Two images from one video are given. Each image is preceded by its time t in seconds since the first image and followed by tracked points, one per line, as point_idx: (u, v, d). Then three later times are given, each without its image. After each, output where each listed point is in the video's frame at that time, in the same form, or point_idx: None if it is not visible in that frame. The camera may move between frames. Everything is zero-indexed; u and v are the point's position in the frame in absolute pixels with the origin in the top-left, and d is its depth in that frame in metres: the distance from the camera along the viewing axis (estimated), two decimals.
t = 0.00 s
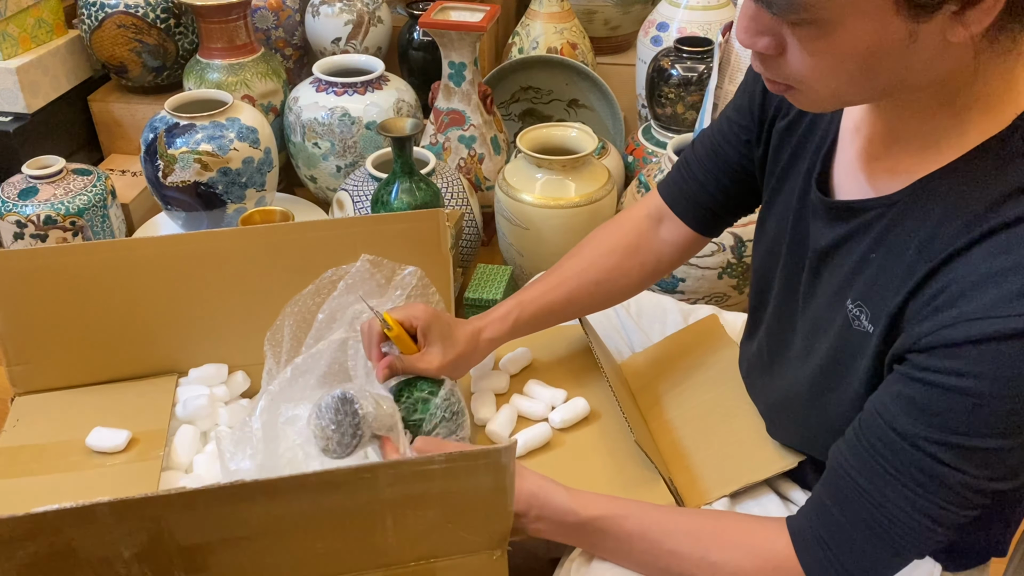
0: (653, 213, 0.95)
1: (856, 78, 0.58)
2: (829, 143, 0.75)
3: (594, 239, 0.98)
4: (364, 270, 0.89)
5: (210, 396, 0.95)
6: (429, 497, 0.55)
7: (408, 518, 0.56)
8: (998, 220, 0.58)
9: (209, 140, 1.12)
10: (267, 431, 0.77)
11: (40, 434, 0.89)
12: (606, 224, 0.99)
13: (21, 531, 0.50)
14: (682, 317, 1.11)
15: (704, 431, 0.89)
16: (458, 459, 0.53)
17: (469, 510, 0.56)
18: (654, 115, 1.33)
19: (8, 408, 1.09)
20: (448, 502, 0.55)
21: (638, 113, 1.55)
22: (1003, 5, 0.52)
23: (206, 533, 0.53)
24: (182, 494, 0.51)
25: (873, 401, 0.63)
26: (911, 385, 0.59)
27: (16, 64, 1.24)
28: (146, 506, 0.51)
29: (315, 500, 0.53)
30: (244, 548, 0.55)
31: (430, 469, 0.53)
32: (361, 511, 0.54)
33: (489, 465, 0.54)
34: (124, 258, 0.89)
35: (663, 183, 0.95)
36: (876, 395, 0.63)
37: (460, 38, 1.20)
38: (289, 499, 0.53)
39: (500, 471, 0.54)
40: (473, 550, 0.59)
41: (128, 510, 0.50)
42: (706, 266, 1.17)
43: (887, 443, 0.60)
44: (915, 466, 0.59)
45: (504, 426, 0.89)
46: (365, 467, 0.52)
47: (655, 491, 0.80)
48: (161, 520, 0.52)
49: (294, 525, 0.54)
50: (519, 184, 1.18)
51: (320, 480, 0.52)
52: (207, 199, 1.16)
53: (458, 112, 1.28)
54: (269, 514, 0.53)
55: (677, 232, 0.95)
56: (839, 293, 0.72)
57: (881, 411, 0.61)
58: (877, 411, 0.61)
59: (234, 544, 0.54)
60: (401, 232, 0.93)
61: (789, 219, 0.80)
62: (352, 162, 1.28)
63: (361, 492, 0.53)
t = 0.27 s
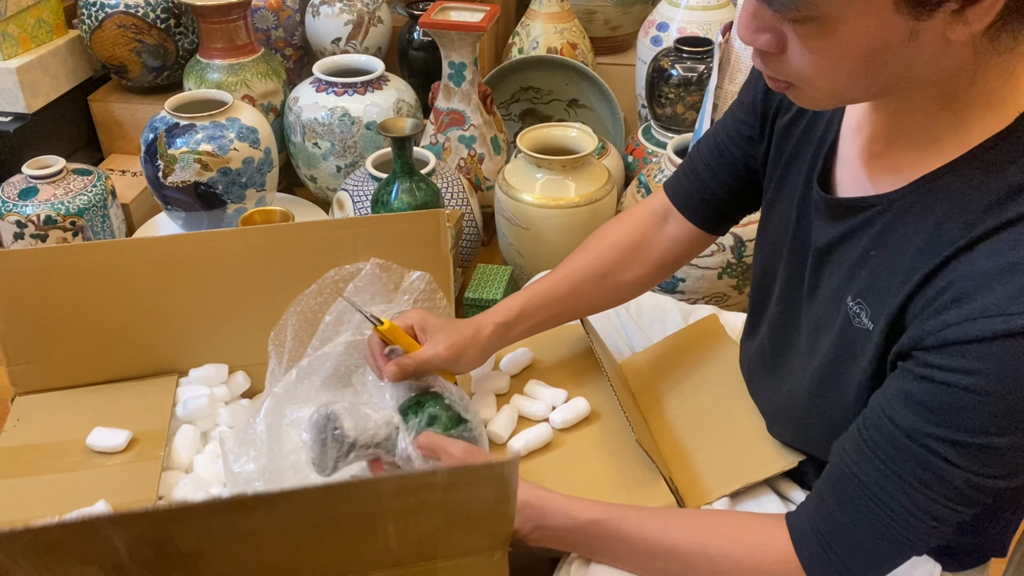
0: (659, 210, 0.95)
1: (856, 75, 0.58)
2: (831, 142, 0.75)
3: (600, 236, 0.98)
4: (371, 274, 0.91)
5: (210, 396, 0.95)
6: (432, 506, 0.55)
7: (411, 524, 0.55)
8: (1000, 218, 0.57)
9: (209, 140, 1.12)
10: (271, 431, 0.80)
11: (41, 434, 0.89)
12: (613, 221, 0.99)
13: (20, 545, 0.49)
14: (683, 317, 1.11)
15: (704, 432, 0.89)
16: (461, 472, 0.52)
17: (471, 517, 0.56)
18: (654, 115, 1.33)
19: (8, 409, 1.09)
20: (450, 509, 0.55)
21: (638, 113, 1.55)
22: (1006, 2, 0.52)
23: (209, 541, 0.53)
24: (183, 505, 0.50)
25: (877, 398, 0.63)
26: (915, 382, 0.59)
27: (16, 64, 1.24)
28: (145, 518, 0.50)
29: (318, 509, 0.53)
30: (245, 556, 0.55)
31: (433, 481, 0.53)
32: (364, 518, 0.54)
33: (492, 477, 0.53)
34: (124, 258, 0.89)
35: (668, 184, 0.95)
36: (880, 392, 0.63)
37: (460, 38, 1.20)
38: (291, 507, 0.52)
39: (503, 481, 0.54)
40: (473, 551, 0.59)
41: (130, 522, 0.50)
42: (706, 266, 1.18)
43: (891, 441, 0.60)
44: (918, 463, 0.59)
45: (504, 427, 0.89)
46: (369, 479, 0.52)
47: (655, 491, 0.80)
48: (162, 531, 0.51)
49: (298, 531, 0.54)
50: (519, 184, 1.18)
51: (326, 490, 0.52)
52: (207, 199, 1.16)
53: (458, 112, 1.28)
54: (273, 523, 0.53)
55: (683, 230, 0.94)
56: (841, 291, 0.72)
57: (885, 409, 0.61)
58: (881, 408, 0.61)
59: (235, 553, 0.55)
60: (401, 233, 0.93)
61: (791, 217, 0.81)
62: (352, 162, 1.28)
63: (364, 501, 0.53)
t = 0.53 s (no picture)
0: (659, 208, 0.94)
1: (863, 74, 0.58)
2: (835, 142, 0.76)
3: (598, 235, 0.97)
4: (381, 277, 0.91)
5: (211, 397, 0.95)
6: (431, 501, 0.55)
7: (411, 520, 0.56)
8: (1003, 218, 0.58)
9: (209, 140, 1.12)
10: (274, 432, 0.80)
11: (41, 434, 0.89)
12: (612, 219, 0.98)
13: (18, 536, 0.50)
14: (682, 317, 1.11)
15: (704, 432, 0.89)
16: (462, 466, 0.53)
17: (471, 515, 0.56)
18: (654, 115, 1.33)
19: (8, 409, 1.09)
20: (449, 504, 0.55)
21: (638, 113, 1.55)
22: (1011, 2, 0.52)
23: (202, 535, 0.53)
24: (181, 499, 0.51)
25: (877, 395, 0.63)
26: (916, 380, 0.59)
27: (16, 64, 1.24)
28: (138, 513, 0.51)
29: (317, 504, 0.53)
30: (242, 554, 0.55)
31: (433, 476, 0.53)
32: (364, 513, 0.54)
33: (492, 470, 0.53)
34: (124, 258, 0.89)
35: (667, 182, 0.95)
36: (880, 389, 0.63)
37: (460, 38, 1.20)
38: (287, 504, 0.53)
39: (503, 477, 0.54)
40: (471, 553, 0.59)
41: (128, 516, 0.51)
42: (706, 266, 1.18)
43: (890, 438, 0.60)
44: (916, 461, 0.59)
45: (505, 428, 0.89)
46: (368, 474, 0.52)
47: (656, 491, 0.80)
48: (164, 522, 0.52)
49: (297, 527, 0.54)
50: (519, 184, 1.18)
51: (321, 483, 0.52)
52: (208, 199, 1.16)
53: (458, 112, 1.28)
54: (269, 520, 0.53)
55: (683, 228, 0.94)
56: (843, 290, 0.72)
57: (884, 406, 0.61)
58: (881, 405, 0.61)
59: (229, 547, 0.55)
60: (401, 233, 0.93)
61: (794, 217, 0.80)
62: (352, 162, 1.28)
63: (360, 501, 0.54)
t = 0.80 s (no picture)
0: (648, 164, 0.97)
1: (867, 81, 0.58)
2: (836, 143, 0.75)
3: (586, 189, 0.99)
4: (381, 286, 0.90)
5: (210, 397, 0.95)
6: (426, 472, 0.54)
7: (408, 508, 0.56)
8: (1002, 224, 0.57)
9: (209, 140, 1.12)
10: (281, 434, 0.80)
11: (41, 434, 0.89)
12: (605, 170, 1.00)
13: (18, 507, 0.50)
14: (683, 317, 1.11)
15: (704, 432, 0.89)
16: (454, 430, 0.52)
17: (467, 490, 0.56)
18: (654, 116, 1.33)
19: (8, 409, 1.09)
20: (445, 478, 0.55)
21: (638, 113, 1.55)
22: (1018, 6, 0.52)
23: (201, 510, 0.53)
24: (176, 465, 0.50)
25: (875, 397, 0.63)
26: (914, 382, 0.59)
27: (16, 64, 1.24)
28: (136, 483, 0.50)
29: (313, 472, 0.53)
30: (242, 532, 0.55)
31: (429, 440, 0.53)
32: (360, 485, 0.54)
33: (486, 437, 0.53)
34: (124, 258, 0.89)
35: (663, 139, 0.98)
36: (878, 392, 0.63)
37: (460, 38, 1.20)
38: (285, 477, 0.52)
39: (496, 444, 0.54)
40: (470, 551, 0.59)
41: (133, 476, 0.50)
42: (706, 266, 1.18)
43: (887, 442, 0.60)
44: (913, 465, 0.59)
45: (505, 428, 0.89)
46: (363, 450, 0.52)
47: (656, 491, 0.80)
48: (160, 490, 0.51)
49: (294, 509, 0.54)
50: (519, 184, 1.18)
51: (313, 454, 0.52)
52: (208, 199, 1.16)
53: (458, 112, 1.28)
54: (267, 494, 0.53)
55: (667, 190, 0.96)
56: (842, 292, 0.72)
57: (882, 409, 0.61)
58: (879, 408, 0.61)
59: (229, 527, 0.54)
60: (402, 233, 0.93)
61: (794, 218, 0.80)
62: (352, 162, 1.28)
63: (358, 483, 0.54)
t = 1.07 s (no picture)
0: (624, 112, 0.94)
1: (869, 86, 0.58)
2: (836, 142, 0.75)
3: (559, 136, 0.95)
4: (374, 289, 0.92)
5: (210, 397, 0.95)
6: (429, 479, 0.54)
7: (409, 511, 0.55)
8: (1003, 224, 0.57)
9: (209, 140, 1.12)
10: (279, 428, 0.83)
11: (40, 434, 0.89)
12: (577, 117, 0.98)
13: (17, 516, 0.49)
14: (682, 317, 1.11)
15: (704, 434, 0.89)
16: (457, 435, 0.52)
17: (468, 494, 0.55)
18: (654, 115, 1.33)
19: (8, 409, 1.09)
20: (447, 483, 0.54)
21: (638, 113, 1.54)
22: None
23: (201, 514, 0.52)
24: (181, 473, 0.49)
25: (874, 393, 0.63)
26: (913, 380, 0.59)
27: (16, 64, 1.24)
28: (138, 491, 0.49)
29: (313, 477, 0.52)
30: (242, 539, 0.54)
31: (431, 444, 0.52)
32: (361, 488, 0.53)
33: (488, 442, 0.53)
34: (124, 258, 0.89)
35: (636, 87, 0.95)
36: (877, 388, 0.63)
37: (460, 38, 1.20)
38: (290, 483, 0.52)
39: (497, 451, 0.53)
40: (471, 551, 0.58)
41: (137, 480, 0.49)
42: (706, 266, 1.18)
43: (885, 438, 0.60)
44: (911, 461, 0.59)
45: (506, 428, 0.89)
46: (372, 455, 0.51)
47: (656, 492, 0.80)
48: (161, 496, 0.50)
49: (297, 512, 0.53)
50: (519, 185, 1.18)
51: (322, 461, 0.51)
52: (207, 199, 1.16)
53: (458, 112, 1.28)
54: (270, 499, 0.52)
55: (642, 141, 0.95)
56: (842, 291, 0.72)
57: (881, 405, 0.61)
58: (878, 404, 0.61)
59: (231, 533, 0.53)
60: (401, 233, 0.93)
61: (793, 217, 0.80)
62: (352, 161, 1.28)
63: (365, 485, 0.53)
